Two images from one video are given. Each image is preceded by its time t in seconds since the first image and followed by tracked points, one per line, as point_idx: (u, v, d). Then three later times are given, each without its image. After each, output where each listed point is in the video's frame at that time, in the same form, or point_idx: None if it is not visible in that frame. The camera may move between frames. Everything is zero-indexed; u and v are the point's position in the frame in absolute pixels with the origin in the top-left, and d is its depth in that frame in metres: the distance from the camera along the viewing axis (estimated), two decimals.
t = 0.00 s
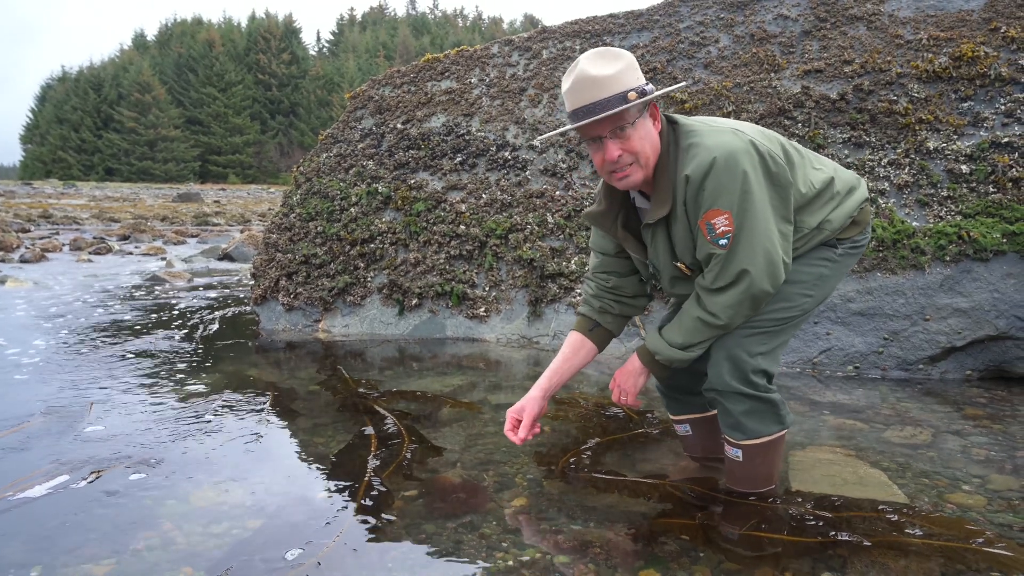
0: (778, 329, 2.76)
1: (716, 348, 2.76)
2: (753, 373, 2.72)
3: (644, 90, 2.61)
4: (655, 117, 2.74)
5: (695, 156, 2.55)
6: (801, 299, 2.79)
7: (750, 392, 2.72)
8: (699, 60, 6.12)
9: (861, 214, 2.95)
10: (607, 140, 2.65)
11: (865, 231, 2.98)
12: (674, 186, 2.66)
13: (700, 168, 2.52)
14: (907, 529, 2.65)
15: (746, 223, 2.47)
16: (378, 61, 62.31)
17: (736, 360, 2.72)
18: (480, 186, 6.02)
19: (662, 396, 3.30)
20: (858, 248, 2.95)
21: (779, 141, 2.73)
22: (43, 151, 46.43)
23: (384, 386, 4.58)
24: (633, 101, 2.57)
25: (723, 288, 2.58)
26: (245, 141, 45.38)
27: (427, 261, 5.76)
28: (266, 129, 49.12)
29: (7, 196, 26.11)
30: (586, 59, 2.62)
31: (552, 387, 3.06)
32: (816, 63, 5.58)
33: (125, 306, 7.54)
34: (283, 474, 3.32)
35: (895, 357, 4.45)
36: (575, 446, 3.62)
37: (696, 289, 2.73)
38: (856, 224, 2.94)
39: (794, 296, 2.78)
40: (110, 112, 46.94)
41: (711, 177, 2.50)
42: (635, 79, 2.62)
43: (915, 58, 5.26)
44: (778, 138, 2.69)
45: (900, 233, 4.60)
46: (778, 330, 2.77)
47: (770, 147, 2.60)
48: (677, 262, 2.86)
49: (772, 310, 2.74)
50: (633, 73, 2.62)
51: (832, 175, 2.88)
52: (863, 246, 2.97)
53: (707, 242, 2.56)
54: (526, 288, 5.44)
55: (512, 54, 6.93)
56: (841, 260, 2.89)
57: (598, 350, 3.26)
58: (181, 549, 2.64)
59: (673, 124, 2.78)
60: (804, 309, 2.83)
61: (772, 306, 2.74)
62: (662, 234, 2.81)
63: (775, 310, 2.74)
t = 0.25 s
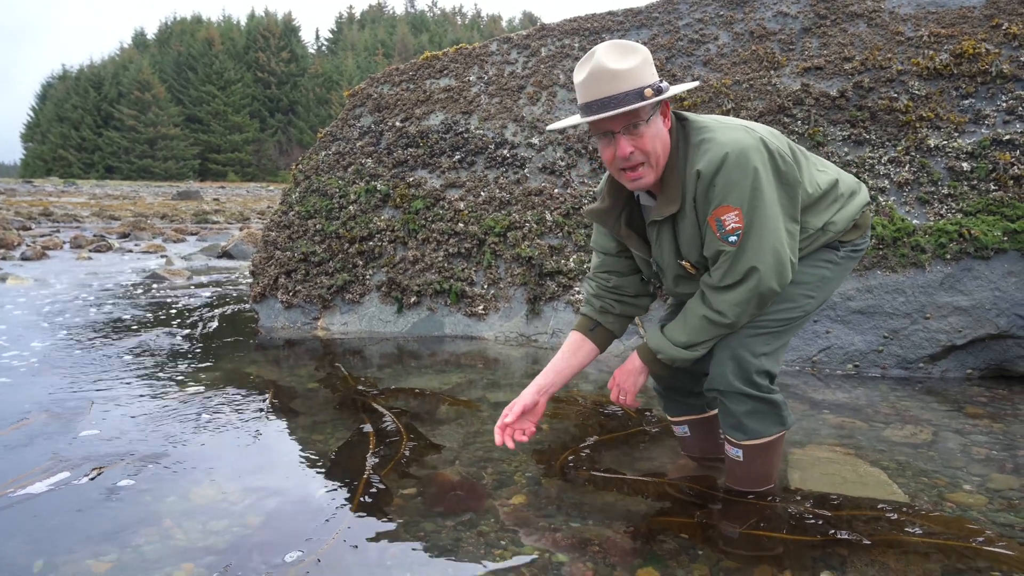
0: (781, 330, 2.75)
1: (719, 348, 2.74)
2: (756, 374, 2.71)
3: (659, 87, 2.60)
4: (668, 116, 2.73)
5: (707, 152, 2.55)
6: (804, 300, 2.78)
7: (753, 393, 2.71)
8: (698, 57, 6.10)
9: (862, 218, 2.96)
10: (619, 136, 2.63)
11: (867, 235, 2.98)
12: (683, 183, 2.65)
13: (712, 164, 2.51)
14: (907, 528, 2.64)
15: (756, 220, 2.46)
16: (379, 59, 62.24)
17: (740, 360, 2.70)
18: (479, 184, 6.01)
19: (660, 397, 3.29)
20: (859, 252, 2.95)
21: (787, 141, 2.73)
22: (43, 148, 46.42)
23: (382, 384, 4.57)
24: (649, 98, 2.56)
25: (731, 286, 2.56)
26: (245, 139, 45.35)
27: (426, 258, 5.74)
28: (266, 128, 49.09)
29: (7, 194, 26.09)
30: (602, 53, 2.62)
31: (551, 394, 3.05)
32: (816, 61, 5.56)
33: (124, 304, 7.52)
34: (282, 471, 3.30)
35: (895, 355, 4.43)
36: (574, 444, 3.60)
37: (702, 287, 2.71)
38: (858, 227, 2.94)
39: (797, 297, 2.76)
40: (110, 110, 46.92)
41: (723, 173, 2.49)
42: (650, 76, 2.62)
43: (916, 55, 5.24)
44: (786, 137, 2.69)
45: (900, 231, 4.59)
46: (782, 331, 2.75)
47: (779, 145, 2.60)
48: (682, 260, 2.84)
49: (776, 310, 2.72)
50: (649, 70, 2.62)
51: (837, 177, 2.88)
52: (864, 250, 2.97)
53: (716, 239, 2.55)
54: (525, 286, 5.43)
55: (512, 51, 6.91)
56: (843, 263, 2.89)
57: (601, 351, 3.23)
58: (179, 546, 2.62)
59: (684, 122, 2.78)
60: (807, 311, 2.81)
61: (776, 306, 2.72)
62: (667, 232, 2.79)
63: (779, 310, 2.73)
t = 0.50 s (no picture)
0: (783, 331, 2.75)
1: (722, 348, 2.74)
2: (759, 375, 2.71)
3: (657, 84, 2.61)
4: (668, 114, 2.73)
5: (713, 152, 2.55)
6: (806, 301, 2.78)
7: (756, 394, 2.71)
8: (699, 58, 6.10)
9: (864, 219, 2.97)
10: (619, 134, 2.63)
11: (868, 236, 2.99)
12: (687, 183, 2.65)
13: (717, 163, 2.51)
14: (907, 528, 2.64)
15: (761, 220, 2.46)
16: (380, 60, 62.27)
17: (743, 361, 2.70)
18: (479, 184, 6.01)
19: (660, 397, 3.29)
20: (860, 253, 2.96)
21: (791, 142, 2.74)
22: (45, 149, 46.48)
23: (383, 384, 4.57)
24: (647, 96, 2.58)
25: (735, 286, 2.56)
26: (246, 139, 45.38)
27: (427, 259, 5.74)
28: (267, 128, 49.13)
29: (9, 194, 26.13)
30: (599, 52, 2.62)
31: (551, 396, 3.04)
32: (816, 61, 5.56)
33: (125, 304, 7.53)
34: (282, 471, 3.31)
35: (896, 356, 4.43)
36: (574, 444, 3.60)
37: (706, 287, 2.71)
38: (860, 228, 2.94)
39: (800, 298, 2.77)
40: (111, 111, 46.99)
41: (728, 173, 2.49)
42: (648, 74, 2.62)
43: (916, 55, 5.24)
44: (790, 138, 2.70)
45: (901, 231, 4.58)
46: (784, 332, 2.75)
47: (784, 145, 2.61)
48: (685, 260, 2.84)
49: (778, 311, 2.72)
50: (647, 68, 2.63)
51: (839, 178, 2.89)
52: (864, 251, 2.98)
53: (721, 239, 2.54)
54: (525, 286, 5.43)
55: (512, 52, 6.91)
56: (844, 264, 2.90)
57: (600, 352, 3.23)
58: (179, 546, 2.63)
59: (687, 121, 2.79)
60: (808, 312, 2.81)
61: (779, 307, 2.73)
62: (671, 232, 2.80)
63: (781, 311, 2.73)
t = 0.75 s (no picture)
0: (783, 331, 2.75)
1: (721, 349, 2.74)
2: (758, 375, 2.71)
3: (653, 86, 2.61)
4: (664, 115, 2.73)
5: (710, 153, 2.55)
6: (806, 301, 2.78)
7: (756, 394, 2.71)
8: (699, 58, 6.10)
9: (863, 219, 2.97)
10: (616, 137, 2.64)
11: (867, 235, 2.99)
12: (685, 184, 2.65)
13: (714, 164, 2.51)
14: (908, 527, 2.64)
15: (759, 220, 2.47)
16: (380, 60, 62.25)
17: (742, 361, 2.70)
18: (479, 184, 6.01)
19: (660, 398, 3.29)
20: (860, 252, 2.96)
21: (789, 142, 2.74)
22: (44, 149, 46.47)
23: (383, 385, 4.57)
24: (643, 97, 2.57)
25: (734, 287, 2.56)
26: (246, 140, 45.37)
27: (427, 259, 5.75)
28: (267, 128, 49.12)
29: (8, 194, 26.12)
30: (594, 55, 2.62)
31: (551, 399, 3.04)
32: (816, 61, 5.56)
33: (125, 305, 7.52)
34: (282, 472, 3.31)
35: (896, 356, 4.43)
36: (574, 445, 3.60)
37: (704, 288, 2.71)
38: (859, 228, 2.94)
39: (799, 298, 2.77)
40: (111, 111, 46.98)
41: (726, 174, 2.49)
42: (642, 76, 2.62)
43: (916, 55, 5.25)
44: (788, 138, 2.70)
45: (901, 231, 4.59)
46: (783, 332, 2.76)
47: (781, 145, 2.61)
48: (684, 262, 2.84)
49: (778, 312, 2.73)
50: (642, 70, 2.63)
51: (838, 177, 2.89)
52: (864, 250, 2.98)
53: (719, 239, 2.55)
54: (525, 286, 5.43)
55: (512, 52, 6.91)
56: (843, 263, 2.90)
57: (599, 354, 3.23)
58: (180, 546, 2.63)
59: (684, 123, 2.79)
60: (808, 311, 2.82)
61: (779, 307, 2.73)
62: (669, 234, 2.80)
63: (781, 311, 2.73)
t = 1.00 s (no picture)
0: (781, 328, 2.75)
1: (718, 346, 2.74)
2: (756, 373, 2.71)
3: (642, 82, 2.62)
4: (657, 112, 2.74)
5: (703, 150, 2.54)
6: (804, 297, 2.78)
7: (753, 391, 2.71)
8: (700, 55, 6.09)
9: (861, 214, 2.96)
10: (608, 135, 2.64)
11: (866, 231, 2.99)
12: (680, 182, 2.65)
13: (708, 162, 2.51)
14: (907, 524, 2.64)
15: (753, 217, 2.47)
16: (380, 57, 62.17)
17: (740, 358, 2.70)
18: (480, 182, 6.00)
19: (660, 395, 3.29)
20: (858, 248, 2.96)
21: (784, 138, 2.73)
22: (43, 146, 46.43)
23: (383, 382, 4.57)
24: (632, 93, 2.58)
25: (729, 285, 2.56)
26: (246, 137, 45.32)
27: (427, 256, 5.74)
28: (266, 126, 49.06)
29: (8, 192, 26.10)
30: (583, 55, 2.64)
31: (551, 392, 3.05)
32: (817, 58, 5.55)
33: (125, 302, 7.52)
34: (282, 468, 3.31)
35: (896, 353, 4.43)
36: (574, 442, 3.61)
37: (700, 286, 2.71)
38: (857, 224, 2.94)
39: (797, 295, 2.77)
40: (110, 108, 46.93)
41: (719, 171, 2.49)
42: (632, 72, 2.63)
43: (917, 52, 5.24)
44: (783, 134, 2.69)
45: (902, 229, 4.59)
46: (781, 329, 2.76)
47: (776, 141, 2.60)
48: (680, 259, 2.84)
49: (775, 309, 2.72)
50: (631, 67, 2.63)
51: (835, 173, 2.88)
52: (863, 246, 2.98)
53: (713, 237, 2.55)
54: (525, 283, 5.43)
55: (512, 49, 6.90)
56: (842, 260, 2.89)
57: (598, 349, 3.24)
58: (181, 543, 2.63)
59: (677, 119, 2.78)
60: (806, 308, 2.82)
61: (776, 304, 2.73)
62: (665, 232, 2.80)
63: (778, 308, 2.73)
